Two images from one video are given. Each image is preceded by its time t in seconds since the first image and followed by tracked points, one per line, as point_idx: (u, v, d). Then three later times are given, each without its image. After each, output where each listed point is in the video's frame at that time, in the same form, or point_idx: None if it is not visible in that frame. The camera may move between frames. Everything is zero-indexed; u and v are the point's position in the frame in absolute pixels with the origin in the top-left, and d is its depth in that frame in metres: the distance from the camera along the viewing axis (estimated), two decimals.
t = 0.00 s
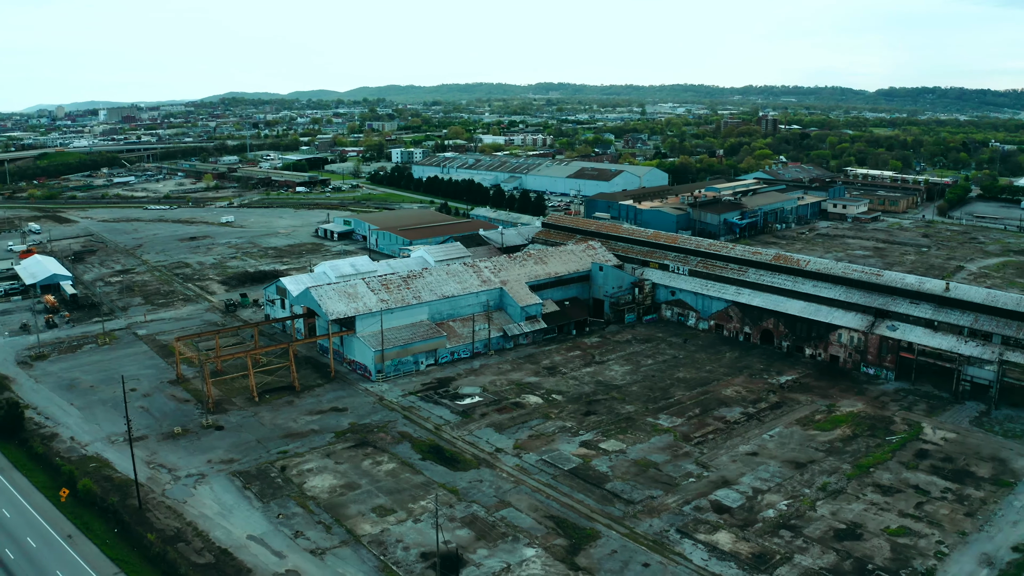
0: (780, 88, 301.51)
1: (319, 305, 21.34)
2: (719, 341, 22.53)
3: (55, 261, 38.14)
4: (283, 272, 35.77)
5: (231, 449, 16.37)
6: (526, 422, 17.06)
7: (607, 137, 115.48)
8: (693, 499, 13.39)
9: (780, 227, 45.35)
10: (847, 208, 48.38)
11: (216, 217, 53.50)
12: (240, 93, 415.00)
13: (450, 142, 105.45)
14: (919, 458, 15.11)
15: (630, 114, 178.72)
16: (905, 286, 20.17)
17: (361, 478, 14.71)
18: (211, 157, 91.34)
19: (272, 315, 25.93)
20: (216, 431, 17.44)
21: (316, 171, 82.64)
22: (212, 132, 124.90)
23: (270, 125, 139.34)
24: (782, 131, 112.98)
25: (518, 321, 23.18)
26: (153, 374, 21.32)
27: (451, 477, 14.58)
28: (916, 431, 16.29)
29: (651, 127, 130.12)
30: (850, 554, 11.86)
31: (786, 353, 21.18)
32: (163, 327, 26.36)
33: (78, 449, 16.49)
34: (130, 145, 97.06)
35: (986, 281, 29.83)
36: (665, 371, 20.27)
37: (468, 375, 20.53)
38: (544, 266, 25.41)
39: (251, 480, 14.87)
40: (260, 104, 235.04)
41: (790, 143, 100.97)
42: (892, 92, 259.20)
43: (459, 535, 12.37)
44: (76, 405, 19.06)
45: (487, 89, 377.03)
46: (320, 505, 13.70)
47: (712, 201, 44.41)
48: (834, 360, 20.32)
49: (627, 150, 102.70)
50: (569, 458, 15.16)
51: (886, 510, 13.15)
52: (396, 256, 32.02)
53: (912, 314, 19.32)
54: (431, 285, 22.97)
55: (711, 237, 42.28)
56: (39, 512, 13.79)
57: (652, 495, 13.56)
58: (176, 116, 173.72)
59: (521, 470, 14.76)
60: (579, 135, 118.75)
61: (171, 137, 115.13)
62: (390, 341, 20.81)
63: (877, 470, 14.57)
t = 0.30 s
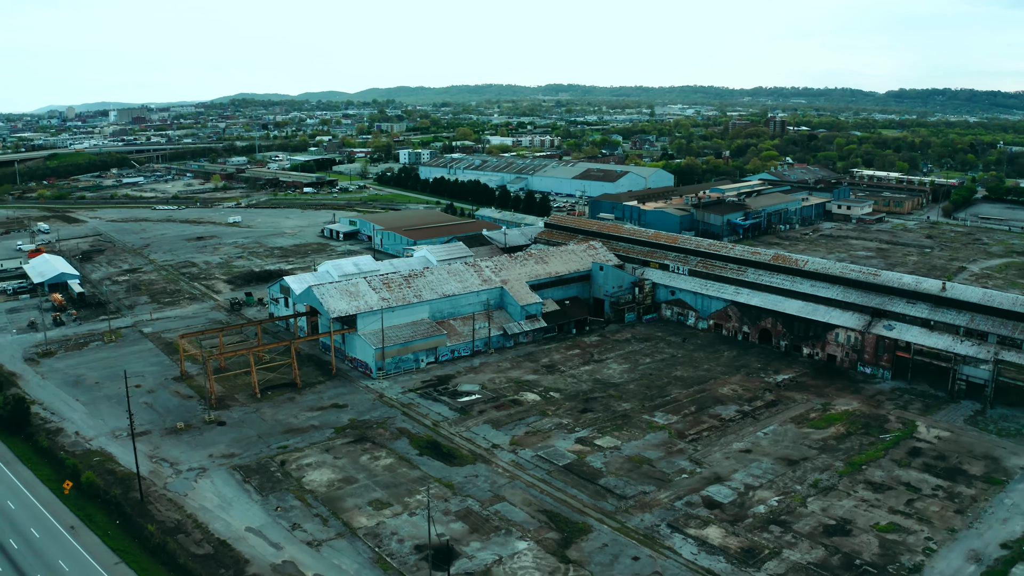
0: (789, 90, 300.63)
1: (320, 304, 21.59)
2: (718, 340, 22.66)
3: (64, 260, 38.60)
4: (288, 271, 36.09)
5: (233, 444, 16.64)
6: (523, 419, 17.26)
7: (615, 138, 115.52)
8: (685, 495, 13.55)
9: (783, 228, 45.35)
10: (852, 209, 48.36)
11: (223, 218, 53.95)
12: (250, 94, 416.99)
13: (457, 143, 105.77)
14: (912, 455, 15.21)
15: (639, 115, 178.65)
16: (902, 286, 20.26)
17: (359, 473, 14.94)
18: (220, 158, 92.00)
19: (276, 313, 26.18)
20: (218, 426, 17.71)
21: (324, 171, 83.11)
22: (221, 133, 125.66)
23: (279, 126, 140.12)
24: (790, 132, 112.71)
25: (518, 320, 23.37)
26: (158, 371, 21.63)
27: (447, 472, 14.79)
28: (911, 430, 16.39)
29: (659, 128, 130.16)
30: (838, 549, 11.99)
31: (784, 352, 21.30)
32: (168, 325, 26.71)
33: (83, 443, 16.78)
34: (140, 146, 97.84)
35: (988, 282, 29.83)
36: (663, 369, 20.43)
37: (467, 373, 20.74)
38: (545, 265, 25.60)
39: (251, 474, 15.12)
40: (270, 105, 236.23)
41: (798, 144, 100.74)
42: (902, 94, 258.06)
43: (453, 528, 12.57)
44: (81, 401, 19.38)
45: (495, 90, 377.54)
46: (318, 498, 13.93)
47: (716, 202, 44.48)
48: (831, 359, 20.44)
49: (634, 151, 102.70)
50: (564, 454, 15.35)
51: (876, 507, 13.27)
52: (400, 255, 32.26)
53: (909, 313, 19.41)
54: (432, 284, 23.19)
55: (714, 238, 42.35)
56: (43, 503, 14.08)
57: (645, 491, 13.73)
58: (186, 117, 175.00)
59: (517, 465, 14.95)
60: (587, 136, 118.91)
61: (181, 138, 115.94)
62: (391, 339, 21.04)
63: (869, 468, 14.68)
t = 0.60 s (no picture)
0: (798, 91, 299.90)
1: (322, 302, 21.84)
2: (717, 340, 22.80)
3: (72, 259, 39.08)
4: (293, 271, 36.39)
5: (233, 439, 16.90)
6: (520, 416, 17.45)
7: (622, 139, 115.60)
8: (677, 491, 13.72)
9: (787, 229, 45.40)
10: (856, 211, 48.35)
11: (230, 218, 54.36)
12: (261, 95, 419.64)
13: (465, 144, 106.11)
14: (904, 454, 15.32)
15: (649, 116, 178.13)
16: (899, 285, 20.34)
17: (357, 467, 15.17)
18: (229, 159, 92.61)
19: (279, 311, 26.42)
20: (220, 421, 17.99)
21: (331, 172, 83.51)
22: (231, 134, 126.37)
23: (288, 127, 140.99)
24: (799, 134, 112.51)
25: (518, 319, 23.57)
26: (162, 368, 21.94)
27: (443, 467, 15.01)
28: (904, 428, 16.49)
29: (667, 129, 130.08)
30: (826, 544, 12.12)
31: (781, 351, 21.43)
32: (174, 323, 27.03)
33: (87, 438, 17.08)
34: (150, 146, 98.57)
35: (989, 283, 29.84)
36: (660, 368, 20.60)
37: (467, 371, 20.96)
38: (545, 265, 25.78)
39: (251, 468, 15.36)
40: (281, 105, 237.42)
41: (805, 146, 100.56)
42: (912, 95, 257.19)
43: (446, 522, 12.79)
44: (86, 397, 19.70)
45: (504, 91, 378.11)
46: (316, 492, 14.18)
47: (720, 203, 44.55)
48: (828, 358, 20.55)
49: (641, 152, 102.70)
50: (559, 450, 15.54)
51: (867, 504, 13.39)
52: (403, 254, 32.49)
53: (905, 313, 19.50)
54: (432, 283, 23.41)
55: (718, 238, 42.41)
56: (47, 495, 14.37)
57: (637, 486, 13.90)
58: (196, 117, 176.18)
59: (512, 461, 15.15)
60: (595, 138, 119.16)
61: (190, 138, 116.70)
62: (391, 337, 21.27)
63: (861, 465, 14.80)
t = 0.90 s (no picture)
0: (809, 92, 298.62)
1: (324, 300, 22.10)
2: (716, 339, 22.94)
3: (81, 258, 39.57)
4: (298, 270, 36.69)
5: (235, 435, 17.18)
6: (517, 414, 17.66)
7: (630, 141, 115.60)
8: (669, 487, 13.88)
9: (791, 230, 45.42)
10: (861, 212, 48.32)
11: (238, 218, 54.77)
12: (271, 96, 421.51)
13: (473, 145, 106.38)
14: (897, 452, 15.43)
15: (658, 118, 178.13)
16: (896, 286, 20.43)
17: (355, 462, 15.41)
18: (238, 160, 93.23)
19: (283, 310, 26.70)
20: (222, 418, 18.27)
21: (339, 173, 83.92)
22: (240, 135, 127.07)
23: (297, 128, 141.76)
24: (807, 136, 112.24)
25: (519, 318, 23.78)
26: (167, 365, 22.26)
27: (439, 462, 15.22)
28: (899, 427, 16.59)
29: (675, 131, 129.97)
30: (815, 541, 12.25)
31: (780, 351, 21.56)
32: (179, 321, 27.37)
33: (92, 433, 17.39)
34: (159, 147, 99.24)
35: (992, 284, 29.85)
36: (658, 366, 20.75)
37: (467, 369, 21.18)
38: (546, 265, 25.97)
39: (251, 463, 15.63)
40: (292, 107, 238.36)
41: (813, 147, 100.30)
42: (923, 97, 255.52)
43: (441, 516, 13.00)
44: (92, 393, 20.04)
45: (514, 92, 378.43)
46: (314, 486, 14.43)
47: (724, 204, 44.63)
48: (826, 357, 20.68)
49: (648, 153, 102.88)
50: (555, 447, 15.74)
51: (857, 501, 13.51)
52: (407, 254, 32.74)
53: (902, 313, 19.60)
54: (434, 282, 23.65)
55: (721, 239, 42.49)
56: (52, 488, 14.66)
57: (631, 482, 14.08)
58: (207, 119, 177.47)
59: (508, 457, 15.36)
60: (603, 139, 119.30)
61: (200, 139, 117.44)
62: (392, 335, 21.51)
63: (854, 463, 14.93)
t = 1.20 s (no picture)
0: (818, 93, 297.54)
1: (326, 299, 22.38)
2: (714, 339, 23.11)
3: (89, 258, 40.07)
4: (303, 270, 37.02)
5: (236, 430, 17.47)
6: (514, 411, 17.88)
7: (638, 142, 115.64)
8: (661, 483, 14.08)
9: (794, 231, 45.47)
10: (865, 214, 48.31)
11: (245, 219, 55.21)
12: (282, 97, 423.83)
13: (481, 147, 106.66)
14: (889, 450, 15.56)
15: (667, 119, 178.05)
16: (892, 286, 20.56)
17: (353, 457, 15.66)
18: (247, 160, 93.84)
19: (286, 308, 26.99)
20: (224, 414, 18.56)
21: (347, 174, 84.36)
22: (249, 136, 127.94)
23: (306, 129, 142.40)
24: (815, 137, 111.99)
25: (518, 317, 24.01)
26: (172, 362, 22.59)
27: (435, 458, 15.46)
28: (892, 426, 16.72)
29: (683, 133, 129.95)
30: (802, 536, 12.41)
31: (777, 350, 21.70)
32: (185, 319, 27.74)
33: (96, 428, 17.71)
34: (169, 148, 100.02)
35: (993, 286, 29.86)
36: (656, 365, 20.93)
37: (466, 367, 21.42)
38: (547, 264, 26.18)
39: (251, 457, 15.91)
40: (303, 108, 239.64)
41: (821, 149, 100.07)
42: (934, 99, 254.21)
43: (435, 509, 13.24)
44: (97, 389, 20.40)
45: (523, 94, 379.05)
46: (312, 480, 14.69)
47: (727, 205, 44.72)
48: (823, 357, 20.81)
49: (655, 155, 102.95)
50: (549, 443, 15.95)
51: (846, 498, 13.66)
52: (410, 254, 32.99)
53: (898, 313, 19.72)
54: (434, 282, 23.90)
55: (724, 241, 42.60)
56: (56, 481, 14.98)
57: (623, 478, 14.28)
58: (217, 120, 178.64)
59: (503, 453, 15.58)
60: (611, 140, 119.41)
61: (209, 140, 118.26)
62: (393, 334, 21.76)
63: (845, 461, 15.08)
